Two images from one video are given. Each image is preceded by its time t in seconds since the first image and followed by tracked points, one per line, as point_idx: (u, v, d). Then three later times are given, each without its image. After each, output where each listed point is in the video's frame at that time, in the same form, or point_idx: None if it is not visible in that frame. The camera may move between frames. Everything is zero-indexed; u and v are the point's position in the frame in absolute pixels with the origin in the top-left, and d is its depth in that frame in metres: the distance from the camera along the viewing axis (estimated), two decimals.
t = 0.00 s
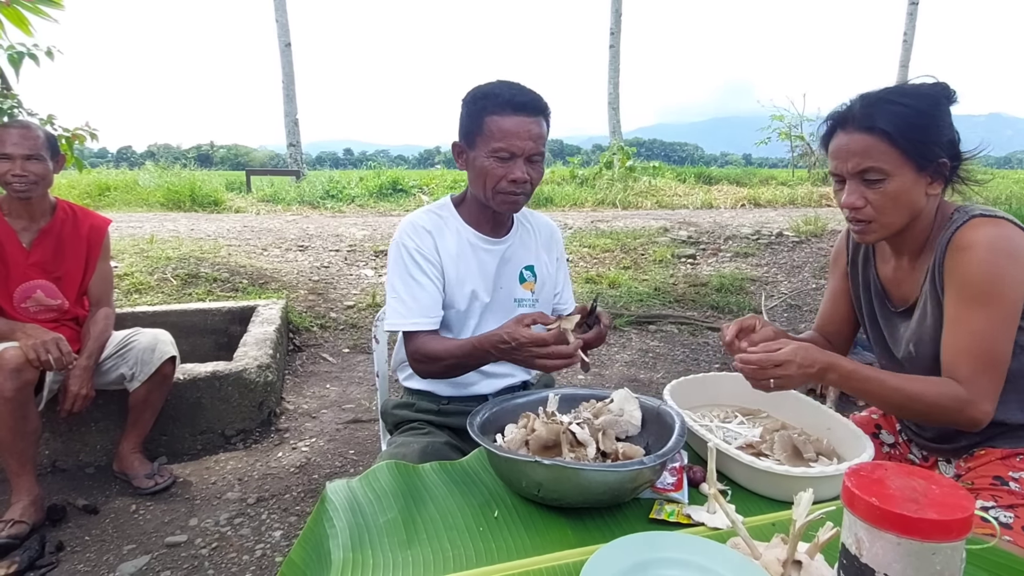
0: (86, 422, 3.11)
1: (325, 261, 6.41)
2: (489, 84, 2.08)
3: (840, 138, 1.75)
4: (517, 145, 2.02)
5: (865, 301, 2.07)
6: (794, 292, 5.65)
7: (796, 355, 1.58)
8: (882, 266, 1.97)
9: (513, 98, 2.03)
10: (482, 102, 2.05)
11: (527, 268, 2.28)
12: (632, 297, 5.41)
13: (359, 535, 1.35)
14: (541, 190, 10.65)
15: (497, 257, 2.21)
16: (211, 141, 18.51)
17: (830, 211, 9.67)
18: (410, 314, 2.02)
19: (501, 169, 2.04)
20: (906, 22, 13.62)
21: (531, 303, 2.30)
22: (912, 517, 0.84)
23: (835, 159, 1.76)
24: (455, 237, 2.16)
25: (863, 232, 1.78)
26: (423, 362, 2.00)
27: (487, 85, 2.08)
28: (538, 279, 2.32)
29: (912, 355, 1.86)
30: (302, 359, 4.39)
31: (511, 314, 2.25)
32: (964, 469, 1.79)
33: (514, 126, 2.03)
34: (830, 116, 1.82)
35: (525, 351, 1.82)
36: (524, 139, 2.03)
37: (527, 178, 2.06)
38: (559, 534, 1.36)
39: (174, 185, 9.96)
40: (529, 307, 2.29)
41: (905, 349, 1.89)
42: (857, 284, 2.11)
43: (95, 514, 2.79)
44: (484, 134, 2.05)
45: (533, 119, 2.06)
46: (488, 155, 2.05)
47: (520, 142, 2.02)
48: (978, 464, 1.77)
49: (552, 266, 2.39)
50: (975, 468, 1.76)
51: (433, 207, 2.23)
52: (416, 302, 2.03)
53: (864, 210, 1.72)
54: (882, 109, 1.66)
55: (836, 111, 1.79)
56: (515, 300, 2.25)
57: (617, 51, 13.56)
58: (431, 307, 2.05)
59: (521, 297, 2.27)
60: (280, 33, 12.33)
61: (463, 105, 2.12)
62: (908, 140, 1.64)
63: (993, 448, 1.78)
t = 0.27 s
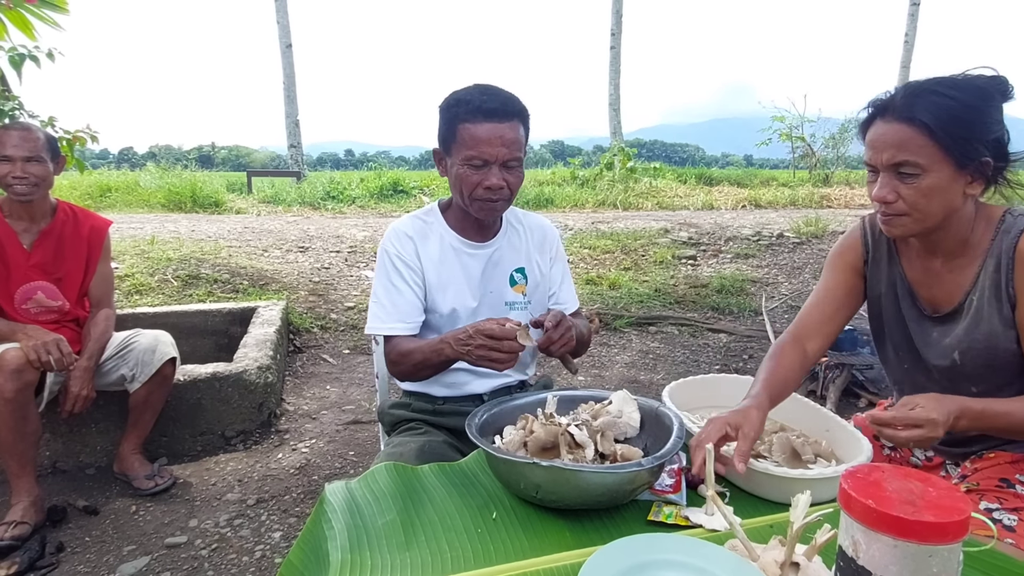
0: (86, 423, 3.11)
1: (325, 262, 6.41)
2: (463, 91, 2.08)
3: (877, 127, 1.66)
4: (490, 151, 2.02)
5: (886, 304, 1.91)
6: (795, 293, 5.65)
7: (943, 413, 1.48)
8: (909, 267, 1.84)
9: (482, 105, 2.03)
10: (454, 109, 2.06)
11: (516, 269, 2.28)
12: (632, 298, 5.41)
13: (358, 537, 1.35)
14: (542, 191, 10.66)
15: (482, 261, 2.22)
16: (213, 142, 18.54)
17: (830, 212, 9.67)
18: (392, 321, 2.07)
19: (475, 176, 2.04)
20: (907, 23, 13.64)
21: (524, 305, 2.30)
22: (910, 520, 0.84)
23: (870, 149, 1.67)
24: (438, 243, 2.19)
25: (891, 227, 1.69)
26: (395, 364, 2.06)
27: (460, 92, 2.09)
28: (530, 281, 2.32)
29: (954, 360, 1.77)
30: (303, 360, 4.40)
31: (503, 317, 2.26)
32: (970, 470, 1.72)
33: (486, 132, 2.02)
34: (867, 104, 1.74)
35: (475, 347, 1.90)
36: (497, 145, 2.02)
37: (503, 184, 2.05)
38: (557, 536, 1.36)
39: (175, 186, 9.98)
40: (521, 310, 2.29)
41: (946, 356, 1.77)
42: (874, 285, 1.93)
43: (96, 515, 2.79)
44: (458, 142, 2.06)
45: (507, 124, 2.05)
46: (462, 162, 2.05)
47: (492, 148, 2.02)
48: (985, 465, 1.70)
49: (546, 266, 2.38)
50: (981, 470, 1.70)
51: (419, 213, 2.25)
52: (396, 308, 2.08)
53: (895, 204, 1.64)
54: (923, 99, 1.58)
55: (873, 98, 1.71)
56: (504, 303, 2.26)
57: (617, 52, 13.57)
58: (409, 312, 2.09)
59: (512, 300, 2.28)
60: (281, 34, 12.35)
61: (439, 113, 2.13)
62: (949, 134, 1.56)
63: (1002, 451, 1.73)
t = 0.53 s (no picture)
0: (85, 424, 3.10)
1: (325, 263, 6.41)
2: (455, 95, 2.07)
3: (922, 121, 1.63)
4: (483, 156, 2.02)
5: (907, 307, 1.87)
6: (794, 294, 5.65)
7: None
8: (938, 270, 1.83)
9: (475, 109, 2.03)
10: (447, 113, 2.05)
11: (513, 272, 2.28)
12: (632, 299, 5.41)
13: (358, 538, 1.35)
14: (541, 192, 10.67)
15: (477, 265, 2.22)
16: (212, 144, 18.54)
17: (829, 213, 9.68)
18: (385, 326, 2.08)
19: (468, 181, 2.05)
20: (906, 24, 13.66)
21: (520, 308, 2.30)
22: (909, 521, 0.84)
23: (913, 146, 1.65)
24: (431, 247, 2.18)
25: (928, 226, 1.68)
26: (385, 368, 2.05)
27: (452, 95, 2.08)
28: (526, 282, 2.32)
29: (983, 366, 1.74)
30: (302, 362, 4.39)
31: (499, 320, 2.27)
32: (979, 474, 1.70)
33: (480, 137, 2.02)
34: (909, 98, 1.71)
35: (467, 351, 1.90)
36: (491, 150, 2.02)
37: (497, 189, 2.05)
38: (557, 537, 1.36)
39: (175, 188, 9.98)
40: (517, 312, 2.30)
41: (977, 363, 1.75)
42: (894, 288, 1.89)
43: (95, 517, 2.79)
44: (451, 147, 2.06)
45: (500, 128, 2.05)
46: (455, 167, 2.05)
47: (486, 153, 2.02)
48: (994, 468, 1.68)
49: (542, 267, 2.37)
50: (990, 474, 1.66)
51: (413, 215, 2.24)
52: (389, 312, 2.09)
53: (935, 203, 1.62)
54: (972, 95, 1.56)
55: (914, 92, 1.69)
56: (501, 306, 2.26)
57: (617, 54, 13.59)
58: (401, 316, 2.10)
59: (508, 303, 2.28)
60: (280, 36, 12.34)
61: (432, 117, 2.12)
62: (997, 133, 1.54)
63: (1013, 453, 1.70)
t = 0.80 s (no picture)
0: (88, 424, 3.11)
1: (326, 263, 6.42)
2: (466, 99, 2.08)
3: (968, 120, 1.67)
4: (495, 161, 2.03)
5: (931, 302, 1.91)
6: (795, 296, 5.66)
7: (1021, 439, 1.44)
8: (964, 266, 1.86)
9: (488, 114, 2.03)
10: (459, 117, 2.06)
11: (517, 274, 2.29)
12: (633, 301, 5.42)
13: (364, 539, 1.36)
14: (541, 193, 10.68)
15: (482, 267, 2.23)
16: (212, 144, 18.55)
17: (829, 215, 9.69)
18: (390, 324, 2.08)
19: (477, 184, 2.05)
20: (906, 26, 13.69)
21: (524, 309, 2.31)
22: (916, 524, 0.85)
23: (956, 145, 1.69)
24: (438, 248, 2.19)
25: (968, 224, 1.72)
26: (390, 365, 2.05)
27: (465, 99, 2.09)
28: (530, 285, 2.33)
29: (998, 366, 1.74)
30: (304, 362, 4.40)
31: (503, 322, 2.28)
32: (984, 478, 1.71)
33: (491, 142, 2.03)
34: (955, 96, 1.74)
35: (479, 342, 1.91)
36: (502, 156, 2.03)
37: (506, 194, 2.07)
38: (562, 538, 1.37)
39: (175, 187, 9.99)
40: (521, 314, 2.30)
41: (992, 361, 1.75)
42: (919, 283, 1.94)
43: (97, 517, 2.79)
44: (461, 150, 2.06)
45: (511, 133, 2.06)
46: (466, 171, 2.06)
47: (497, 159, 2.03)
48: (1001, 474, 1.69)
49: (546, 270, 2.38)
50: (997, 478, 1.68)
51: (419, 216, 2.25)
52: (395, 311, 2.09)
53: (977, 202, 1.66)
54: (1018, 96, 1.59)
55: (960, 92, 1.72)
56: (505, 308, 2.27)
57: (617, 55, 13.60)
58: (406, 316, 2.10)
59: (512, 305, 2.29)
60: (281, 36, 12.35)
61: (442, 120, 2.13)
62: None
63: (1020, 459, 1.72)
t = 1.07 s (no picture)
0: (84, 426, 3.10)
1: (323, 265, 6.42)
2: (468, 104, 2.08)
3: (1002, 120, 1.69)
4: (495, 169, 2.03)
5: (943, 298, 1.92)
6: (792, 299, 5.67)
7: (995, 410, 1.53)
8: (978, 263, 1.86)
9: (489, 122, 2.03)
10: (460, 123, 2.06)
11: (514, 278, 2.29)
12: (631, 303, 5.42)
13: (358, 543, 1.36)
14: (539, 195, 10.68)
15: (479, 271, 2.23)
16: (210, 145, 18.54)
17: (827, 218, 9.71)
18: (386, 326, 2.07)
19: (478, 191, 2.05)
20: (904, 30, 13.73)
21: (520, 314, 2.31)
22: (907, 530, 0.85)
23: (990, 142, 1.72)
24: (435, 250, 2.19)
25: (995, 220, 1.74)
26: (386, 366, 2.05)
27: (467, 105, 2.08)
28: (526, 289, 2.33)
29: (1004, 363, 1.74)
30: (301, 364, 4.39)
31: (499, 326, 2.27)
32: (982, 480, 1.71)
33: (492, 149, 2.03)
34: (989, 97, 1.77)
35: (483, 353, 1.93)
36: (503, 163, 2.03)
37: (506, 201, 2.07)
38: (556, 543, 1.37)
39: (173, 188, 9.98)
40: (517, 318, 2.30)
41: (998, 356, 1.75)
42: (930, 279, 1.96)
43: (92, 519, 2.78)
44: (462, 156, 2.06)
45: (512, 141, 2.06)
46: (466, 177, 2.06)
47: (497, 166, 2.03)
48: (998, 477, 1.69)
49: (543, 275, 2.39)
50: (993, 481, 1.69)
51: (418, 219, 2.25)
52: (391, 312, 2.09)
53: (1014, 202, 1.68)
54: None
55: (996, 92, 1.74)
56: (501, 311, 2.27)
57: (616, 57, 13.62)
58: (402, 318, 2.10)
59: (508, 309, 2.28)
60: (279, 37, 12.35)
61: (443, 124, 2.13)
62: None
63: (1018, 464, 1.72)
